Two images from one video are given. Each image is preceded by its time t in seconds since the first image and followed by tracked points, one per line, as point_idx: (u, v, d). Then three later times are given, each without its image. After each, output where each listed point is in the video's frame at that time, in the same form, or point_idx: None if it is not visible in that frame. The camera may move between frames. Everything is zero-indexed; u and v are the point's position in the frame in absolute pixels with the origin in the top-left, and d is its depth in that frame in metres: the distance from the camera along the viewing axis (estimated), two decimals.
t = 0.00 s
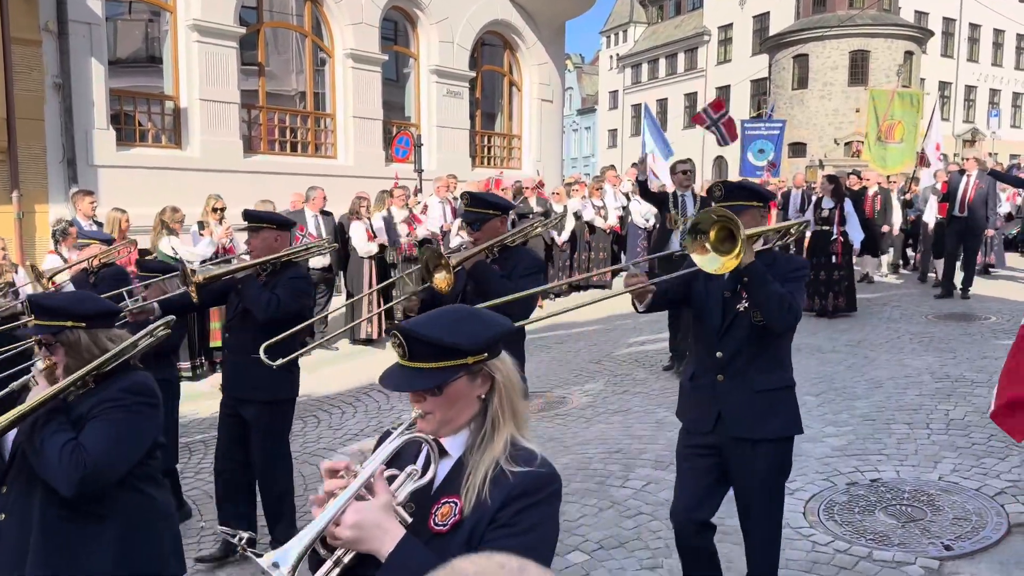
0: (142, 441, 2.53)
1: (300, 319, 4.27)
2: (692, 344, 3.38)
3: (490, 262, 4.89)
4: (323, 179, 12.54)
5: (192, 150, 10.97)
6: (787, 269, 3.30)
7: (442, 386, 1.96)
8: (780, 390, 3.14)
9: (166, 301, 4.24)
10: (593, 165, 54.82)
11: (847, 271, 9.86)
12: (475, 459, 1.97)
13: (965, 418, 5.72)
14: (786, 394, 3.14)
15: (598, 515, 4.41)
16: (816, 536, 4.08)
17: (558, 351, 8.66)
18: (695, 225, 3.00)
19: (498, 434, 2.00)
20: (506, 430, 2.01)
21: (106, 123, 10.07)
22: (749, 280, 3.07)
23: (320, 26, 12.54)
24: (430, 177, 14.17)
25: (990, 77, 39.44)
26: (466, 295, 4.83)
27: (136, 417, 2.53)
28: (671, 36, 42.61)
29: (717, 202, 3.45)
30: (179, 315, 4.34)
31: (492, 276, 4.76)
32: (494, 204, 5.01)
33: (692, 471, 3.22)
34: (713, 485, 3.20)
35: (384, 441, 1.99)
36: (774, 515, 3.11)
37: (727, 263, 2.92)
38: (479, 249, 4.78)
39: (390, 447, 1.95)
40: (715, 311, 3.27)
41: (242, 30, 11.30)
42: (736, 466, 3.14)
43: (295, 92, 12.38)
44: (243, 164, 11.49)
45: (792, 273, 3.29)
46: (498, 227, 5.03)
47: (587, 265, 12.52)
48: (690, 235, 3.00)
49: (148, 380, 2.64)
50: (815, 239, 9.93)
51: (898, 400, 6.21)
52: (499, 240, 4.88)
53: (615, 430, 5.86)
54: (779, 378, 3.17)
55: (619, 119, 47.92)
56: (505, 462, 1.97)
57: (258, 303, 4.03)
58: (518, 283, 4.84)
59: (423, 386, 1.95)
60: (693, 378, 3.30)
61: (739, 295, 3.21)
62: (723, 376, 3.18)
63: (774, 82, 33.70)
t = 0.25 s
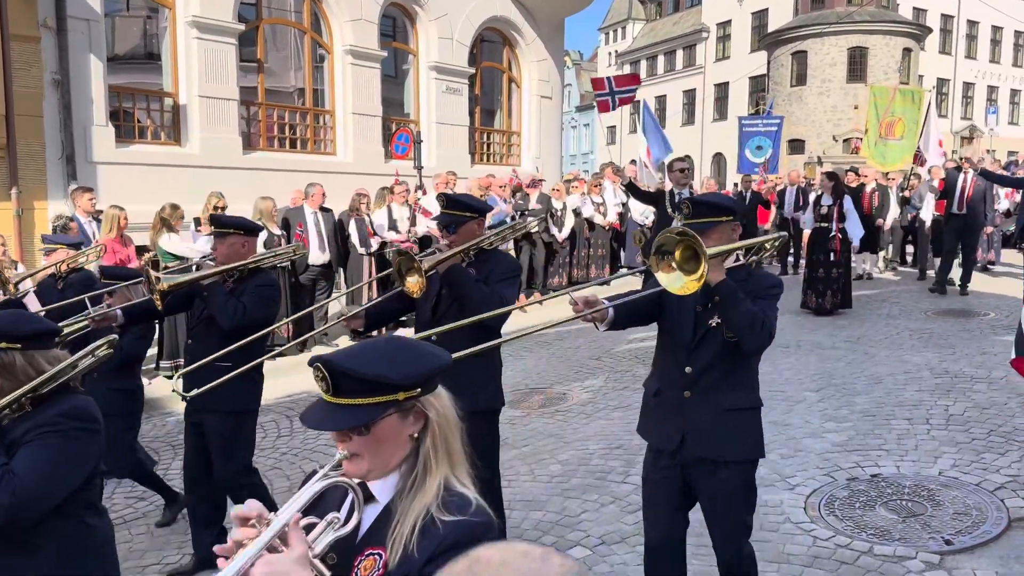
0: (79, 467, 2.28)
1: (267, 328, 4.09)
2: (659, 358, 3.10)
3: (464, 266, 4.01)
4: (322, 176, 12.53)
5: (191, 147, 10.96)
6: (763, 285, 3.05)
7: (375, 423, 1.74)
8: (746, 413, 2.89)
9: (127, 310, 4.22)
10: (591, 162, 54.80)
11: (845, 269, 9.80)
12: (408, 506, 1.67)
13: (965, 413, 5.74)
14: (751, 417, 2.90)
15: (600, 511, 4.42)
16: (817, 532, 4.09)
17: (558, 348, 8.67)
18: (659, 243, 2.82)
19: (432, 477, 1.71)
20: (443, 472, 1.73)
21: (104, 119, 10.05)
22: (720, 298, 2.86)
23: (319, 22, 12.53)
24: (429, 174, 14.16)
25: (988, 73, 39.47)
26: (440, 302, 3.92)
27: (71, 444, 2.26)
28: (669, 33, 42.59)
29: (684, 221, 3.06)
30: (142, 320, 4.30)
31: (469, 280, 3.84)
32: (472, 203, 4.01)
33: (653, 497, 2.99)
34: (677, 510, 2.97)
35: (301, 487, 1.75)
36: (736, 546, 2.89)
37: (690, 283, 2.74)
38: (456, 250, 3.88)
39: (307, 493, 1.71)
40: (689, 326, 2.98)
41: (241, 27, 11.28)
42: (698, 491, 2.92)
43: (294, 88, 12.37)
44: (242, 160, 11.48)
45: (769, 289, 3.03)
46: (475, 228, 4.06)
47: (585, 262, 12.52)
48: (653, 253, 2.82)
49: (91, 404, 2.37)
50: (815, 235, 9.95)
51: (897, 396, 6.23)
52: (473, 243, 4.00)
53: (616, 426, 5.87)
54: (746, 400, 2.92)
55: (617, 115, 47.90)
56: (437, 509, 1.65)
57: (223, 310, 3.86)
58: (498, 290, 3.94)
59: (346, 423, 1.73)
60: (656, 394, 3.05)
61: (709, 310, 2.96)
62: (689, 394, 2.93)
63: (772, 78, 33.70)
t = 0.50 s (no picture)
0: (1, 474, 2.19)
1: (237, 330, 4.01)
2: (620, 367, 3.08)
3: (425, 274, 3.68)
4: (319, 174, 12.51)
5: (187, 145, 10.93)
6: (728, 290, 3.00)
7: (271, 443, 1.64)
8: (708, 422, 2.87)
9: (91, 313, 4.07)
10: (589, 160, 54.77)
11: (845, 269, 9.80)
12: (302, 541, 1.62)
13: (962, 411, 5.74)
14: (712, 427, 2.88)
15: (595, 510, 4.40)
16: (814, 530, 4.08)
17: (555, 346, 8.66)
18: (621, 248, 2.76)
19: (334, 511, 1.64)
20: (346, 503, 1.66)
21: (100, 117, 10.02)
22: (682, 303, 2.81)
23: (315, 20, 12.50)
24: (425, 171, 14.13)
25: (984, 71, 39.49)
26: (402, 310, 3.64)
27: None
28: (666, 31, 42.58)
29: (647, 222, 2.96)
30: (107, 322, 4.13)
31: (430, 288, 3.52)
32: (432, 207, 3.69)
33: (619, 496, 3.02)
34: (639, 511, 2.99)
35: (187, 517, 1.71)
36: (678, 560, 2.76)
37: (654, 288, 2.67)
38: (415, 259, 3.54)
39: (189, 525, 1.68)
40: (649, 330, 2.97)
41: (237, 25, 11.25)
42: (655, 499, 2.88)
43: (290, 86, 12.34)
44: (237, 158, 11.44)
45: (731, 294, 2.99)
46: (438, 233, 3.76)
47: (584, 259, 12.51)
48: (616, 256, 2.76)
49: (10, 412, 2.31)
50: (811, 234, 9.80)
51: (894, 393, 6.22)
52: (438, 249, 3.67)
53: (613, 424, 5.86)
54: (707, 409, 2.90)
55: (615, 113, 47.89)
56: (339, 544, 1.60)
57: (190, 312, 3.77)
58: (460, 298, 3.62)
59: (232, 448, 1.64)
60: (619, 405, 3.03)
61: (674, 315, 2.91)
62: (651, 403, 2.90)
63: (769, 76, 33.71)
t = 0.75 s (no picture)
0: None
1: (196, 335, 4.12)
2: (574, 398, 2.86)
3: (383, 277, 3.60)
4: (314, 173, 12.50)
5: (181, 144, 10.91)
6: (688, 308, 2.81)
7: (119, 509, 1.57)
8: (671, 450, 2.63)
9: (50, 322, 4.10)
10: (584, 160, 54.78)
11: (833, 269, 9.73)
12: None
13: (954, 409, 5.75)
14: (675, 455, 2.63)
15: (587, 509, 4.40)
16: (805, 528, 4.09)
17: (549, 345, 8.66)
18: (579, 251, 2.54)
19: None
20: None
21: (93, 116, 10.00)
22: (636, 320, 2.64)
23: (309, 19, 12.48)
24: (420, 170, 14.13)
25: (979, 70, 39.59)
26: (359, 316, 3.59)
27: None
28: (662, 30, 42.61)
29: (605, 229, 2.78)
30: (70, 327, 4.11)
31: (387, 292, 3.42)
32: (392, 206, 3.56)
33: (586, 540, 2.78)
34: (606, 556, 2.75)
35: None
36: None
37: (612, 298, 2.47)
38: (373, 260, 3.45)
39: None
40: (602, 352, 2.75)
41: (231, 23, 11.23)
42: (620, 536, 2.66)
43: (285, 86, 12.32)
44: (231, 158, 11.42)
45: (690, 312, 2.81)
46: (395, 234, 3.62)
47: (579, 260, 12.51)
48: (573, 259, 2.54)
49: None
50: (798, 232, 9.84)
51: (886, 392, 6.24)
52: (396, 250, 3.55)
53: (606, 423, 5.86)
54: (669, 436, 2.66)
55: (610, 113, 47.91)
56: None
57: (150, 318, 3.84)
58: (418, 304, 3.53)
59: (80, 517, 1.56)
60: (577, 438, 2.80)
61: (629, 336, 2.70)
62: (609, 434, 2.67)
63: (764, 76, 33.77)
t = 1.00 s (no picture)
0: None
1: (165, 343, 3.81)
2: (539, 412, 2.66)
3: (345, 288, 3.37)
4: (308, 173, 12.49)
5: (175, 144, 10.88)
6: (655, 317, 2.57)
7: None
8: (640, 467, 2.45)
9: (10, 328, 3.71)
10: (580, 161, 54.81)
11: (818, 269, 9.64)
12: None
13: (947, 409, 5.76)
14: (644, 472, 2.45)
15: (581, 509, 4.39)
16: (799, 528, 4.09)
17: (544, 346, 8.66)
18: (527, 264, 2.29)
19: None
20: None
21: (87, 116, 9.97)
22: (595, 330, 2.42)
23: (304, 19, 12.46)
24: (415, 171, 14.12)
25: (972, 72, 39.72)
26: (319, 328, 3.37)
27: None
28: (657, 32, 42.66)
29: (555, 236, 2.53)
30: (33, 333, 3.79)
31: (347, 303, 3.23)
32: (353, 213, 3.33)
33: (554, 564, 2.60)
34: None
35: None
36: None
37: (565, 310, 2.22)
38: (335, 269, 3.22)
39: None
40: (564, 363, 2.54)
41: (226, 24, 11.21)
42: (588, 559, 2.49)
43: (279, 86, 12.30)
44: (225, 158, 11.39)
45: (653, 320, 2.57)
46: (360, 243, 3.40)
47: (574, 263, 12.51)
48: (520, 274, 2.30)
49: None
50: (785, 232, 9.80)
51: (880, 392, 6.25)
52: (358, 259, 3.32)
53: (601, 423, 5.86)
54: (637, 451, 2.47)
55: (606, 114, 47.95)
56: None
57: (109, 320, 3.51)
58: (380, 317, 3.30)
59: None
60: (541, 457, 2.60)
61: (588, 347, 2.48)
62: (573, 452, 2.48)
63: (759, 77, 33.84)
